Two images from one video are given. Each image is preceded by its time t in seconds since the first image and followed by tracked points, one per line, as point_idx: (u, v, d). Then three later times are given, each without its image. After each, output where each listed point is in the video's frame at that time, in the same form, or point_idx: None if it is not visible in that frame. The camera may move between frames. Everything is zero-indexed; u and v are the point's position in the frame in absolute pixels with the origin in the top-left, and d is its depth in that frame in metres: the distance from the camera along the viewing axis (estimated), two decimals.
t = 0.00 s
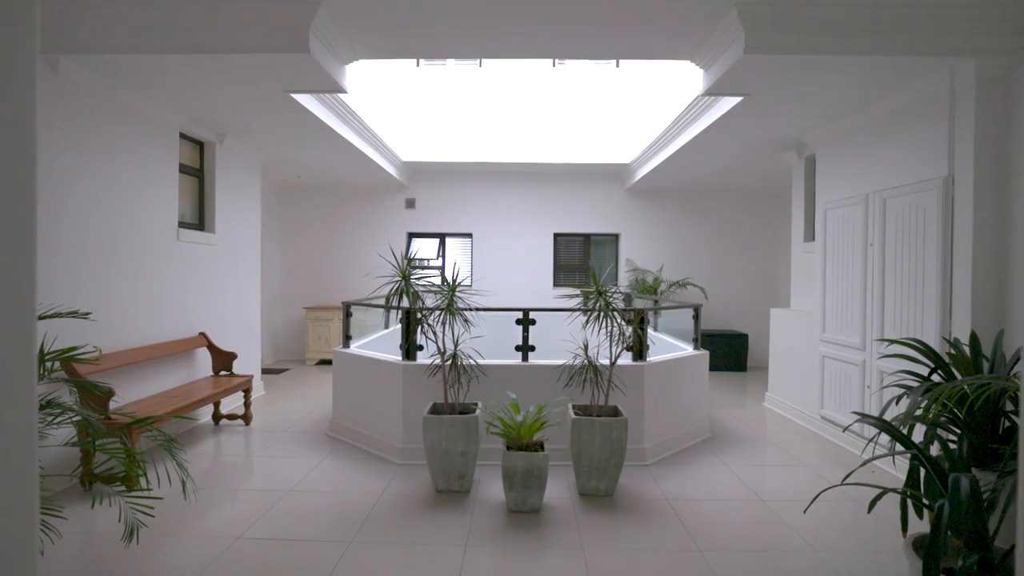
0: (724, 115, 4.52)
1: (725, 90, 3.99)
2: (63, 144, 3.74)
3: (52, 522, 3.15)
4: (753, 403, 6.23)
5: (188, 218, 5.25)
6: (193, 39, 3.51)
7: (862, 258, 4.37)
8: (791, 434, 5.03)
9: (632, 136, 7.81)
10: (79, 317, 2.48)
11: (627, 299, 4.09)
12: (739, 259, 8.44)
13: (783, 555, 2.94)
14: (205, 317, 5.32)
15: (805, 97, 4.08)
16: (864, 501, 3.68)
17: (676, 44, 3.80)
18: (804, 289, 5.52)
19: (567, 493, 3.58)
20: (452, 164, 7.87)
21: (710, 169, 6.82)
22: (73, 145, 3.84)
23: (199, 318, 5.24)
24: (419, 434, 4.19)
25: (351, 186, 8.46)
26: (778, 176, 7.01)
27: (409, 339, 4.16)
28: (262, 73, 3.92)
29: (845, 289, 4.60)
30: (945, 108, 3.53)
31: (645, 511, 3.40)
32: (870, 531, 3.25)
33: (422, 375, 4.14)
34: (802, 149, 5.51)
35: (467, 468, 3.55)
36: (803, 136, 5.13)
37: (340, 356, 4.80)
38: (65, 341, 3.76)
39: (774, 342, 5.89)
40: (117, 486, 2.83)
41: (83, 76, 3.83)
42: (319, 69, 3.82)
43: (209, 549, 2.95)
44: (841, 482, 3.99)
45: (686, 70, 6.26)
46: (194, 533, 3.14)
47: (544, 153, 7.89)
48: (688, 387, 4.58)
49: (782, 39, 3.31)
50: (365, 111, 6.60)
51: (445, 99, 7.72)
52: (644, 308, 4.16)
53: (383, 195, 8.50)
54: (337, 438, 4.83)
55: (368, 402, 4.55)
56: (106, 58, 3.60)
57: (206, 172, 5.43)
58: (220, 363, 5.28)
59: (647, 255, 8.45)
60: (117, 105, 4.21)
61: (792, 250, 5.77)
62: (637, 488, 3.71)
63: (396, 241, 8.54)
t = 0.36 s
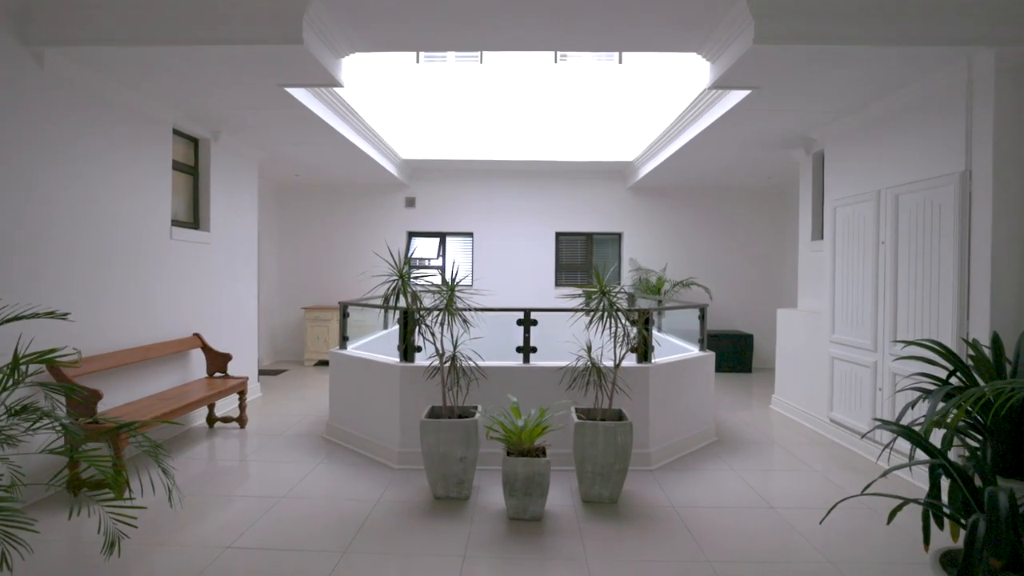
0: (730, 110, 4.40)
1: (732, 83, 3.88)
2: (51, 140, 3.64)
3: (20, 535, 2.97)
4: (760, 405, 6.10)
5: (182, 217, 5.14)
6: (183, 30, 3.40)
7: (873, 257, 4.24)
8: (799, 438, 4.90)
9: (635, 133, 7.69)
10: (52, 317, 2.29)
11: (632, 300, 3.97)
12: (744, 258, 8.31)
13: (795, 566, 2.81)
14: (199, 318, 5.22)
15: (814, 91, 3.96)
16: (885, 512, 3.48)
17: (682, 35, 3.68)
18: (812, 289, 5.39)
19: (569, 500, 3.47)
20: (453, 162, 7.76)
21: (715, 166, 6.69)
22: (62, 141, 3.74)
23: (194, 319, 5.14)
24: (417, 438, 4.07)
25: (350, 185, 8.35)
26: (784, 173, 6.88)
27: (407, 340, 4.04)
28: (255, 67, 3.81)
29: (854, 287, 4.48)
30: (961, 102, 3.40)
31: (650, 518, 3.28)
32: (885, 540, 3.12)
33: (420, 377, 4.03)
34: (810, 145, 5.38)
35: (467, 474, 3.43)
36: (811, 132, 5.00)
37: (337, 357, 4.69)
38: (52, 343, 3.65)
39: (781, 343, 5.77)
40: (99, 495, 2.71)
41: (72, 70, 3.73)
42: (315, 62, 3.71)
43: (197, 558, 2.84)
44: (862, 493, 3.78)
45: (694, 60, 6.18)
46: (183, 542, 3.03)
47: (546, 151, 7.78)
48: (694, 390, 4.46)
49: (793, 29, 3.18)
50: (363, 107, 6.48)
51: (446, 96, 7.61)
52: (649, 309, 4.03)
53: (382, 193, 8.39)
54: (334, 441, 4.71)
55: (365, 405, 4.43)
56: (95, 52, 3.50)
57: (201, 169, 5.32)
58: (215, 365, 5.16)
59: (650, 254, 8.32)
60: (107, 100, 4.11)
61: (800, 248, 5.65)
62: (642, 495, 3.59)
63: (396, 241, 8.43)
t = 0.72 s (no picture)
0: (736, 105, 4.27)
1: (738, 77, 3.75)
2: (35, 136, 3.53)
3: None
4: (765, 408, 5.97)
5: (174, 216, 5.02)
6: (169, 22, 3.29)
7: (884, 258, 4.11)
8: (807, 442, 4.77)
9: (638, 131, 7.56)
10: (24, 321, 2.19)
11: (635, 301, 3.84)
12: (749, 258, 8.17)
13: None
14: (192, 319, 5.11)
15: (823, 84, 3.83)
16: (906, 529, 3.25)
17: (687, 28, 3.56)
18: (820, 289, 5.26)
19: (570, 509, 3.34)
20: (453, 161, 7.64)
21: (720, 165, 6.56)
22: (48, 137, 3.63)
23: (186, 320, 5.02)
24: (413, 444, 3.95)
25: (349, 184, 8.24)
26: (790, 171, 6.74)
27: (403, 342, 3.92)
28: (245, 61, 3.69)
29: (864, 289, 4.34)
30: (977, 96, 3.27)
31: (654, 529, 3.15)
32: (900, 551, 2.98)
33: (416, 381, 3.90)
34: (817, 142, 5.25)
35: (464, 482, 3.30)
36: (820, 129, 4.87)
37: (332, 360, 4.57)
38: (36, 345, 3.54)
39: (787, 345, 5.63)
40: (75, 507, 2.59)
41: (58, 64, 3.62)
42: (306, 56, 3.60)
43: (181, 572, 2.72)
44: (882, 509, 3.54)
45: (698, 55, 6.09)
46: (167, 554, 2.91)
47: (548, 149, 7.65)
48: (698, 394, 4.33)
49: (804, 19, 3.06)
50: (361, 105, 6.36)
51: (445, 94, 7.51)
52: (653, 311, 3.90)
53: (381, 193, 8.28)
54: (328, 447, 4.59)
55: (361, 410, 4.31)
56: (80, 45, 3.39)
57: (194, 167, 5.21)
58: (208, 368, 5.03)
59: (654, 254, 8.19)
60: (95, 95, 4.00)
61: (806, 248, 5.52)
62: (646, 504, 3.46)
63: (395, 240, 8.31)
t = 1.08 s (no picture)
0: (746, 100, 4.12)
1: (749, 70, 3.60)
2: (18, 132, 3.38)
3: None
4: (773, 412, 5.82)
5: (165, 216, 4.88)
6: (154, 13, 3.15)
7: (898, 258, 3.96)
8: (816, 448, 4.62)
9: (642, 129, 7.41)
10: None
11: (639, 303, 3.71)
12: (754, 258, 8.02)
13: None
14: (185, 321, 4.97)
15: (838, 77, 3.67)
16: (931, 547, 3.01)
17: (695, 19, 3.41)
18: (829, 291, 5.11)
19: (573, 521, 3.19)
20: (452, 160, 7.51)
21: (725, 163, 6.41)
22: (31, 134, 3.48)
23: (178, 323, 4.88)
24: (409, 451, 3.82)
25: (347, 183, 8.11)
26: (797, 170, 6.59)
27: (399, 346, 3.79)
28: (234, 54, 3.54)
29: (877, 291, 4.20)
30: (1000, 89, 3.13)
31: (661, 542, 3.01)
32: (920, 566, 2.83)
33: (413, 386, 3.76)
34: (827, 139, 5.10)
35: (461, 493, 3.16)
36: (830, 125, 4.72)
37: (327, 364, 4.44)
38: (18, 350, 3.40)
39: (795, 348, 5.48)
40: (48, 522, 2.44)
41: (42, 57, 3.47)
42: (298, 49, 3.46)
43: None
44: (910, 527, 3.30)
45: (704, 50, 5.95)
46: (150, 570, 2.77)
47: (550, 147, 7.50)
48: (706, 399, 4.18)
49: (819, 8, 2.91)
50: (358, 102, 6.22)
51: (445, 91, 7.39)
52: (658, 313, 3.77)
53: (380, 192, 8.14)
54: (323, 453, 4.45)
55: (356, 415, 4.17)
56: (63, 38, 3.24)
57: (186, 166, 5.06)
58: (200, 371, 4.88)
59: (657, 255, 8.05)
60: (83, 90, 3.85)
61: (815, 248, 5.37)
62: (651, 514, 3.32)
63: (394, 240, 8.18)
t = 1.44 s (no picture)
0: (760, 92, 3.95)
1: (764, 61, 3.43)
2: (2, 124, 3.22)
3: None
4: (782, 416, 5.66)
5: (158, 214, 4.73)
6: None
7: (918, 258, 3.79)
8: (830, 455, 4.45)
9: (648, 126, 7.25)
10: None
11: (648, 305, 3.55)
12: (761, 258, 7.85)
13: None
14: (179, 323, 4.81)
15: (859, 68, 3.50)
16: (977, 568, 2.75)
17: (709, 6, 3.24)
18: (842, 292, 4.94)
19: (579, 534, 3.03)
20: (454, 158, 7.35)
21: (733, 160, 6.25)
22: (14, 127, 3.33)
23: (171, 324, 4.73)
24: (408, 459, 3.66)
25: (346, 181, 7.96)
26: (807, 167, 6.43)
27: (397, 349, 3.63)
28: (228, 44, 3.38)
29: (895, 293, 4.03)
30: None
31: (672, 556, 2.85)
32: None
33: (411, 391, 3.61)
34: (840, 135, 4.93)
35: (461, 504, 3.01)
36: (844, 120, 4.55)
37: (323, 367, 4.28)
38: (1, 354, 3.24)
39: (806, 351, 5.32)
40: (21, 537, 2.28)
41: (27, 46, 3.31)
42: (291, 39, 3.30)
43: None
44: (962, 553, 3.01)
45: (712, 45, 5.79)
46: None
47: (553, 144, 7.34)
48: (716, 405, 4.02)
49: None
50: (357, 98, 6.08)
51: (446, 88, 7.24)
52: (668, 316, 3.60)
53: (380, 191, 7.99)
54: (319, 459, 4.30)
55: (353, 421, 4.02)
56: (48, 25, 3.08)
57: (179, 162, 4.91)
58: (193, 374, 4.70)
59: (662, 254, 7.89)
60: (71, 82, 3.69)
61: (827, 247, 5.21)
62: (661, 527, 3.16)
63: (394, 239, 8.02)
